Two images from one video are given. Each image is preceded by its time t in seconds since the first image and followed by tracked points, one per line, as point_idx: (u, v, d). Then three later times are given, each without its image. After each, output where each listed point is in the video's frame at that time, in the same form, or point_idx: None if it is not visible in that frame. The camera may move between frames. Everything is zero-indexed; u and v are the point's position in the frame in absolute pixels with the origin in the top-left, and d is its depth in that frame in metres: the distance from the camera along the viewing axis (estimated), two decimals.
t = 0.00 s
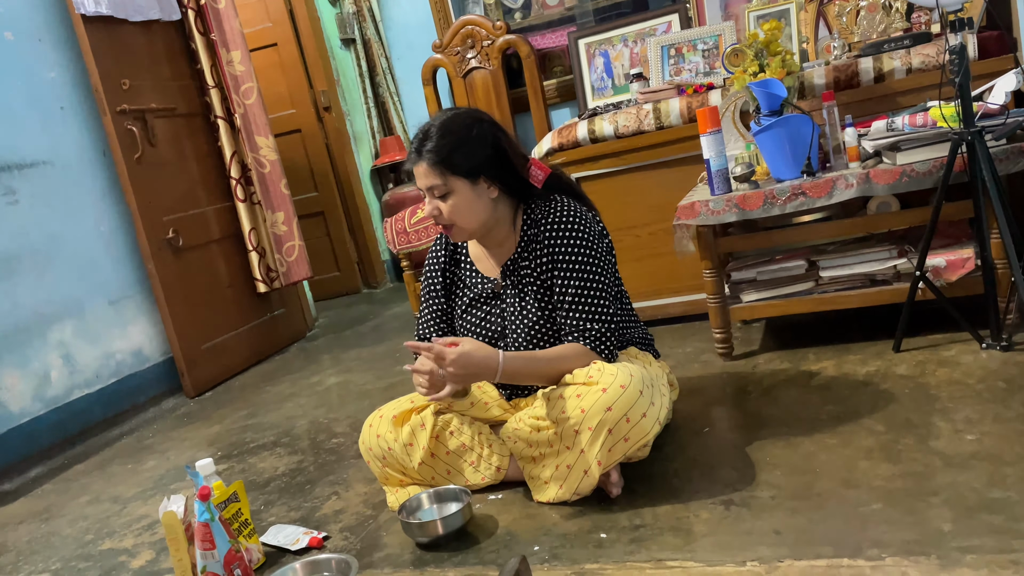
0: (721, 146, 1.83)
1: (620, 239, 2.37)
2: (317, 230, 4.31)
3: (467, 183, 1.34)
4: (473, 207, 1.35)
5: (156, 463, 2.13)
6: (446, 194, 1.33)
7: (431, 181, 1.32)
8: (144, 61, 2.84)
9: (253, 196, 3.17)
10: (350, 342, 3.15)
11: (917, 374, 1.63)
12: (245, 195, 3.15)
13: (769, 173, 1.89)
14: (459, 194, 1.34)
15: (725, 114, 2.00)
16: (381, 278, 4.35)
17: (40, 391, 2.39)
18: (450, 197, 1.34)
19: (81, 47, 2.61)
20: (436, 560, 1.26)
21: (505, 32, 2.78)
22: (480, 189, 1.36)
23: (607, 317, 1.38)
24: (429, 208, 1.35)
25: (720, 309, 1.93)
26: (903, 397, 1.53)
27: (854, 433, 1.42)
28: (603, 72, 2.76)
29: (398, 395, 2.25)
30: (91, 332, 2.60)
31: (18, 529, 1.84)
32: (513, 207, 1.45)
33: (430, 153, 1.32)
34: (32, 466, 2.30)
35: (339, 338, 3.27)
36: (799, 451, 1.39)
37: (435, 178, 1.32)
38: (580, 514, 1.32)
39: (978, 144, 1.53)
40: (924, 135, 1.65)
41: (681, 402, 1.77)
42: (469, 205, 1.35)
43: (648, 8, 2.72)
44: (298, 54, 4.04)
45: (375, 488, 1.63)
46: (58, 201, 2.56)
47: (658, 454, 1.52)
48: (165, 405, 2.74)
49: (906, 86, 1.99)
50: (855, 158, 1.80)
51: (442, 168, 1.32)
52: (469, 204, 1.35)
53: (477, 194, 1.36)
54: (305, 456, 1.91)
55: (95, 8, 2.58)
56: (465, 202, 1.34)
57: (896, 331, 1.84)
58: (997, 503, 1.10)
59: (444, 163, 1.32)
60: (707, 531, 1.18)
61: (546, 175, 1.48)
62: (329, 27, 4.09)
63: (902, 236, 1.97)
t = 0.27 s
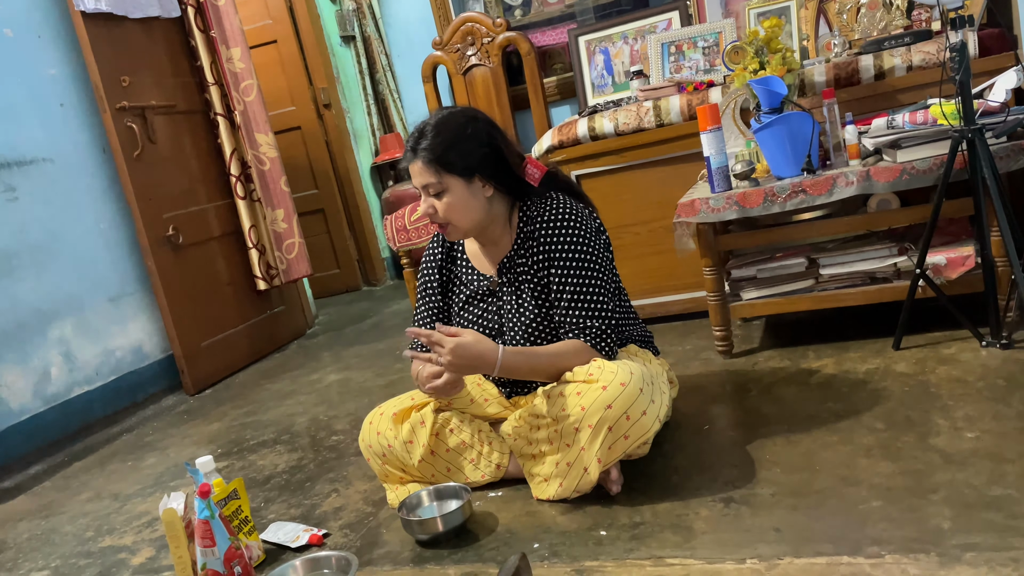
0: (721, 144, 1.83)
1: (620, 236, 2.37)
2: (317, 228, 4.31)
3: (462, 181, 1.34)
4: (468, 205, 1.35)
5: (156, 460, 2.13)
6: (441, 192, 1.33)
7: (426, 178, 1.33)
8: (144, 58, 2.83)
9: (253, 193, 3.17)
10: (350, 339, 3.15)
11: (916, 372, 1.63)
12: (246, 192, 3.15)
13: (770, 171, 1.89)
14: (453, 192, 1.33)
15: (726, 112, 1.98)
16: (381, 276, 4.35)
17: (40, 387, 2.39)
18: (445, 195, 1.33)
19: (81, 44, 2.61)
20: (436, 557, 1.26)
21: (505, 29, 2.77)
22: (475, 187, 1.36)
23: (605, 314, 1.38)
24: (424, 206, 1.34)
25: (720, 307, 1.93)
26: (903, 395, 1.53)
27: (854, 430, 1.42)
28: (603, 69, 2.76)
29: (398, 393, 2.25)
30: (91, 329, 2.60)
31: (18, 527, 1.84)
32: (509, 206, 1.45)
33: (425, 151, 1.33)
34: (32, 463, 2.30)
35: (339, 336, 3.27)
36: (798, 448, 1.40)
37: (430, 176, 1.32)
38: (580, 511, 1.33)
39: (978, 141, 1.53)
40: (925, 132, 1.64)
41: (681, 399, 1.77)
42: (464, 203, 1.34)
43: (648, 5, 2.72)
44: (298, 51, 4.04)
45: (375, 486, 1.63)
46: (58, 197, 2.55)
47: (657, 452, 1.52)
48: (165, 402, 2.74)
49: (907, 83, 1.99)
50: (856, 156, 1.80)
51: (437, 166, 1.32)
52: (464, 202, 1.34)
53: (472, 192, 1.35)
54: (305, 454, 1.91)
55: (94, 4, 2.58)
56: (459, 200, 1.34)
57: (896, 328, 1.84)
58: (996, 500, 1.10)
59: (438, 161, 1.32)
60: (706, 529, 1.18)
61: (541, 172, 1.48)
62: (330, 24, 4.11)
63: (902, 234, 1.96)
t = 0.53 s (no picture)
0: (721, 142, 1.83)
1: (620, 234, 2.37)
2: (317, 226, 4.30)
3: (462, 177, 1.34)
4: (468, 201, 1.34)
5: (156, 458, 2.13)
6: (441, 188, 1.33)
7: (426, 174, 1.32)
8: (144, 55, 2.83)
9: (253, 191, 3.16)
10: (350, 337, 3.15)
11: (916, 370, 1.63)
12: (246, 191, 3.14)
13: (769, 169, 1.88)
14: (453, 188, 1.33)
15: (725, 110, 1.96)
16: (381, 274, 4.35)
17: (39, 385, 2.39)
18: (445, 191, 1.33)
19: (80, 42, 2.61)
20: (436, 555, 1.26)
21: (505, 27, 2.77)
22: (475, 183, 1.36)
23: (606, 312, 1.37)
24: (424, 203, 1.33)
25: (720, 305, 1.94)
26: (902, 393, 1.53)
27: (854, 428, 1.42)
28: (602, 67, 2.75)
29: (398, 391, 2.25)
30: (91, 327, 2.60)
31: (18, 524, 1.84)
32: (508, 203, 1.44)
33: (425, 147, 1.32)
34: (32, 461, 2.30)
35: (339, 334, 3.26)
36: (798, 446, 1.40)
37: (430, 172, 1.32)
38: (580, 509, 1.33)
39: (978, 139, 1.53)
40: (926, 130, 1.65)
41: (680, 397, 1.77)
42: (464, 199, 1.34)
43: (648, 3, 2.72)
44: (298, 49, 4.03)
45: (375, 484, 1.63)
46: (58, 195, 2.55)
47: (657, 449, 1.52)
48: (165, 400, 2.75)
49: (907, 81, 1.99)
50: (855, 154, 1.80)
51: (438, 162, 1.31)
52: (464, 198, 1.34)
53: (472, 189, 1.35)
54: (305, 452, 1.92)
55: (94, 2, 2.58)
56: (459, 197, 1.33)
57: (896, 327, 1.84)
58: (996, 498, 1.10)
59: (439, 157, 1.31)
60: (706, 527, 1.18)
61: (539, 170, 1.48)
62: (330, 22, 4.10)
63: (902, 232, 1.96)
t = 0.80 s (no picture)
0: (721, 140, 1.83)
1: (620, 233, 2.37)
2: (317, 224, 4.30)
3: (453, 181, 1.34)
4: (459, 205, 1.35)
5: (156, 456, 2.13)
6: (432, 193, 1.33)
7: (416, 180, 1.32)
8: (143, 53, 2.83)
9: (252, 189, 3.15)
10: (349, 335, 3.15)
11: (916, 368, 1.63)
12: (245, 189, 3.13)
13: (769, 167, 1.89)
14: (444, 193, 1.33)
15: (725, 108, 1.95)
16: (380, 273, 4.35)
17: (39, 384, 2.39)
18: (436, 196, 1.33)
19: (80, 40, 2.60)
20: (436, 553, 1.26)
21: (505, 25, 2.77)
22: (465, 187, 1.36)
23: (597, 308, 1.37)
24: (414, 208, 1.33)
25: (720, 303, 1.94)
26: (902, 391, 1.53)
27: (854, 426, 1.42)
28: (603, 65, 2.75)
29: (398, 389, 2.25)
30: (91, 325, 2.60)
31: (18, 523, 1.84)
32: (495, 205, 1.44)
33: (414, 153, 1.31)
34: (32, 459, 2.30)
35: (338, 332, 3.26)
36: (797, 445, 1.40)
37: (420, 178, 1.32)
38: (579, 508, 1.33)
39: (978, 137, 1.53)
40: (924, 129, 1.65)
41: (680, 396, 1.77)
42: (455, 203, 1.34)
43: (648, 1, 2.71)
44: (297, 47, 4.03)
45: (375, 482, 1.63)
46: (58, 193, 2.55)
47: (657, 448, 1.52)
48: (165, 399, 2.75)
49: (908, 79, 1.98)
50: (855, 153, 1.81)
51: (427, 167, 1.31)
52: (455, 202, 1.34)
53: (462, 192, 1.35)
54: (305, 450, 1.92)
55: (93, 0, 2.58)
56: (450, 201, 1.34)
57: (896, 325, 1.84)
58: (995, 497, 1.10)
59: (428, 163, 1.31)
60: (705, 525, 1.18)
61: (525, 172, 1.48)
62: (330, 21, 4.10)
63: (902, 230, 1.96)
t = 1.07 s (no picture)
0: (721, 139, 1.83)
1: (620, 232, 2.37)
2: (317, 223, 4.30)
3: (442, 186, 1.33)
4: (449, 209, 1.34)
5: (156, 454, 2.13)
6: (421, 199, 1.32)
7: (405, 187, 1.30)
8: (143, 52, 2.83)
9: (253, 188, 3.15)
10: (349, 334, 3.15)
11: (916, 367, 1.63)
12: (245, 187, 3.14)
13: (769, 166, 1.90)
14: (433, 198, 1.32)
15: (725, 107, 1.95)
16: (380, 271, 4.35)
17: (39, 382, 2.39)
18: (426, 202, 1.32)
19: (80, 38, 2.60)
20: (436, 552, 1.27)
21: (505, 24, 2.77)
22: (454, 191, 1.35)
23: (591, 307, 1.36)
24: (404, 215, 1.32)
25: (720, 301, 1.93)
26: (902, 390, 1.53)
27: (853, 425, 1.42)
28: (603, 64, 2.75)
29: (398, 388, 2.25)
30: (91, 324, 2.60)
31: (19, 521, 1.84)
32: (484, 207, 1.43)
33: (402, 159, 1.30)
34: (32, 457, 2.30)
35: (338, 331, 3.26)
36: (797, 443, 1.40)
37: (409, 184, 1.30)
38: (578, 506, 1.33)
39: (978, 136, 1.53)
40: (926, 127, 1.65)
41: (680, 394, 1.78)
42: (445, 207, 1.33)
43: None
44: (297, 46, 4.03)
45: (375, 480, 1.63)
46: (58, 192, 2.55)
47: (657, 446, 1.52)
48: (165, 397, 2.75)
49: (908, 78, 1.99)
50: (855, 151, 1.80)
51: (415, 173, 1.30)
52: (444, 207, 1.33)
53: (452, 196, 1.34)
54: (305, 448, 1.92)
55: None
56: (439, 206, 1.33)
57: (896, 324, 1.84)
58: (994, 495, 1.10)
59: (417, 169, 1.30)
60: (705, 523, 1.18)
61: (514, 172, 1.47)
62: (330, 19, 4.09)
63: (902, 229, 1.96)
